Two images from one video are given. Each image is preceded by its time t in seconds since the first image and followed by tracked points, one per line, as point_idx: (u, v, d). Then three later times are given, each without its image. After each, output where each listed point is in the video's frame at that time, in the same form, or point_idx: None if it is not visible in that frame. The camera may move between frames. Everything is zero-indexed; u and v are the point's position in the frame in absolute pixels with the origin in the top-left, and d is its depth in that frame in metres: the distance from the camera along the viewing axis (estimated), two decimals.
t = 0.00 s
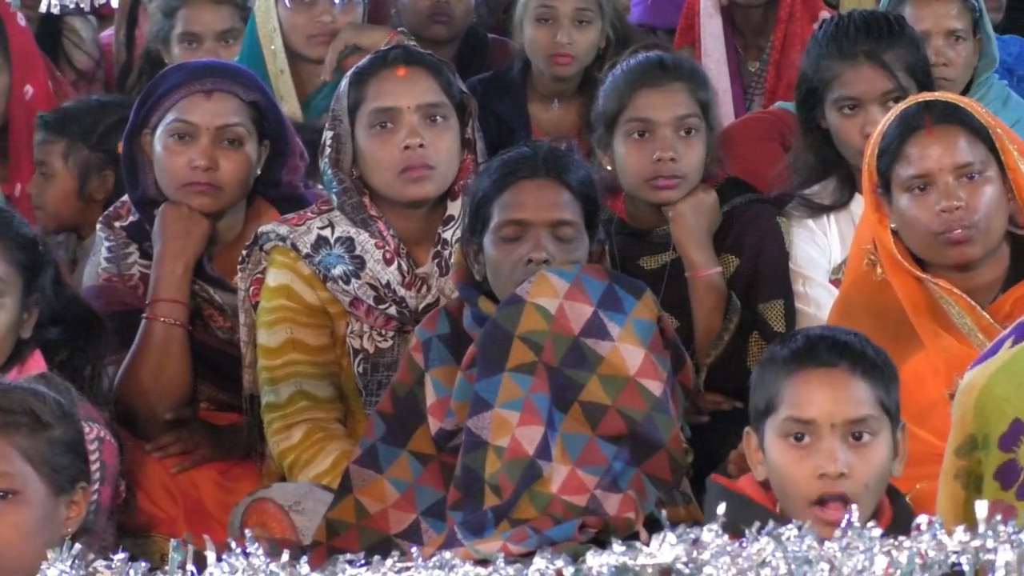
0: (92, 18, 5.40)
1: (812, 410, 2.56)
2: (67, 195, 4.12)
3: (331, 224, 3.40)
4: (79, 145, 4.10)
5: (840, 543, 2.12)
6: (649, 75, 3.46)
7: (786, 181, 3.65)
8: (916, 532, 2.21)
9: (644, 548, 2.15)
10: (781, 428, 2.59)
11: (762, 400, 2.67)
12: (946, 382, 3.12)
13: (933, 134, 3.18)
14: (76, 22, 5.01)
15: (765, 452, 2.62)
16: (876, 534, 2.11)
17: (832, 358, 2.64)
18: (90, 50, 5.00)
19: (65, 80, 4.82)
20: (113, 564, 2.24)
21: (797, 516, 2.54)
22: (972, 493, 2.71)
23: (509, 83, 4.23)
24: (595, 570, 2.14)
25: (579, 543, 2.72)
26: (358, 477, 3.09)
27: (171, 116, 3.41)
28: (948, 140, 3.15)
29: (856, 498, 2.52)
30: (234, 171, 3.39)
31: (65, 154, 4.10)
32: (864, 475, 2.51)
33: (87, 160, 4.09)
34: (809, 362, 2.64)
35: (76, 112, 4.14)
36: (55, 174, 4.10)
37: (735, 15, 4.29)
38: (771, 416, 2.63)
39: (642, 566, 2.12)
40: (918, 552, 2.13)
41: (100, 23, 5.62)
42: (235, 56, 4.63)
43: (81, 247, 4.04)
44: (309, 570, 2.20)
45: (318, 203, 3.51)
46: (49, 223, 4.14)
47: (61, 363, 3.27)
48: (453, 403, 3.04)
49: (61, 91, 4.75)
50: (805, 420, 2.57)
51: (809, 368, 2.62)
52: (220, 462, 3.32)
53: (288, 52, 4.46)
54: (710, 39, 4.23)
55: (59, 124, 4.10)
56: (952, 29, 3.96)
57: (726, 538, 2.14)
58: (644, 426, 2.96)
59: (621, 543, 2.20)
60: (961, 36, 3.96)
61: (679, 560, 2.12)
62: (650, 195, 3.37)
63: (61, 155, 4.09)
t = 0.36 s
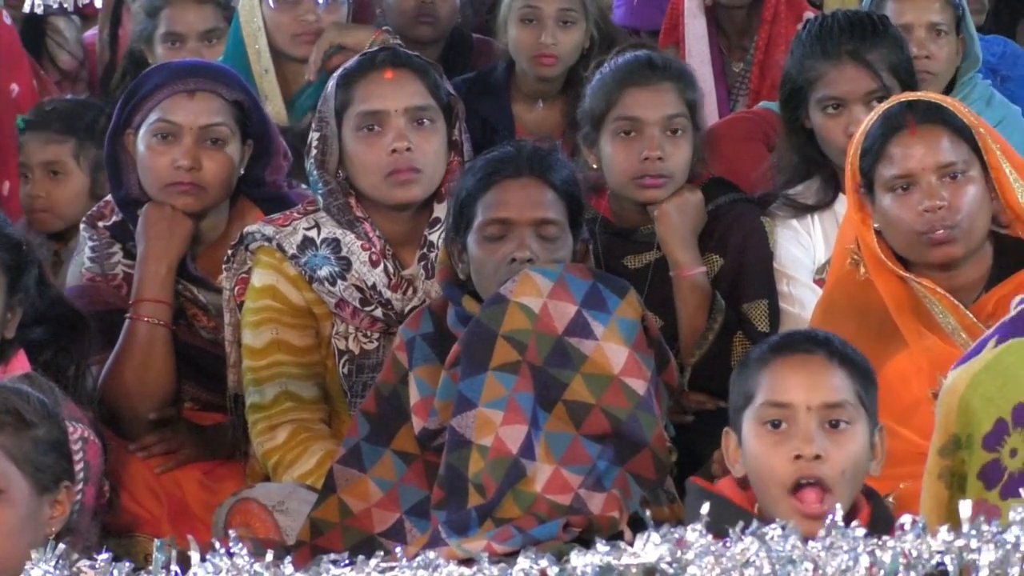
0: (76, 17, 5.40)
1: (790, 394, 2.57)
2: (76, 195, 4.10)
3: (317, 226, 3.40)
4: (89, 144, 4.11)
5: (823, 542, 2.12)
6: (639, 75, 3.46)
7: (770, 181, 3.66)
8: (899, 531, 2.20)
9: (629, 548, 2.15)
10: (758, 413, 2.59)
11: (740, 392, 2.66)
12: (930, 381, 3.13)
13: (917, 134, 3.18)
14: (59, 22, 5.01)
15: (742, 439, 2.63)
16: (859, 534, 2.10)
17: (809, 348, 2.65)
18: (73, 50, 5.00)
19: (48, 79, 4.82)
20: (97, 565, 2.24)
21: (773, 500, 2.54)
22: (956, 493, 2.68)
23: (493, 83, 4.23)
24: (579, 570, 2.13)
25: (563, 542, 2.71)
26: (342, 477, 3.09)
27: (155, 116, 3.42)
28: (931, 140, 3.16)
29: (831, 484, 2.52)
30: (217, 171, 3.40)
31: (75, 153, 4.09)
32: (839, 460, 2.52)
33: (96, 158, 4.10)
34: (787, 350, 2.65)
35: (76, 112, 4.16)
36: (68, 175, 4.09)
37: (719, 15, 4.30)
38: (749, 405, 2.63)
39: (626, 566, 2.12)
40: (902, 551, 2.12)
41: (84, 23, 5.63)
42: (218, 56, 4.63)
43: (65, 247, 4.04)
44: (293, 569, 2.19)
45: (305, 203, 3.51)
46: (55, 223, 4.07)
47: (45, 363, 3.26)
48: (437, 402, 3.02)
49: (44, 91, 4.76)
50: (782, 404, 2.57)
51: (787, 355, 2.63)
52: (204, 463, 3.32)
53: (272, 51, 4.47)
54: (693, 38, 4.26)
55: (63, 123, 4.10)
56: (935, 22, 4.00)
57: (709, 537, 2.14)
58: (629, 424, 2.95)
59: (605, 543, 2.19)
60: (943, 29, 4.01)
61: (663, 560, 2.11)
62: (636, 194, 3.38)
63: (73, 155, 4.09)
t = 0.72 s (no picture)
0: (60, 17, 5.40)
1: (774, 393, 2.57)
2: (73, 193, 4.06)
3: (303, 225, 3.40)
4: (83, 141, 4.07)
5: (807, 543, 2.10)
6: (626, 75, 3.46)
7: (754, 181, 3.67)
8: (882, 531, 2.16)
9: (612, 548, 2.16)
10: (742, 412, 2.59)
11: (723, 394, 2.67)
12: (913, 381, 3.13)
13: (900, 134, 3.18)
14: (43, 23, 5.02)
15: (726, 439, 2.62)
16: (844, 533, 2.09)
17: (790, 349, 2.67)
18: (57, 49, 5.00)
19: (32, 80, 4.82)
20: (80, 565, 2.20)
21: (757, 500, 2.53)
22: (939, 493, 2.68)
23: (477, 83, 4.24)
24: (563, 570, 2.13)
25: (547, 543, 2.70)
26: (326, 477, 3.09)
27: (138, 117, 3.43)
28: (915, 140, 3.16)
29: (816, 482, 2.52)
30: (202, 172, 3.41)
31: (72, 150, 4.06)
32: (824, 458, 2.51)
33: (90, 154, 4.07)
34: (769, 351, 2.66)
35: (68, 112, 4.12)
36: (66, 172, 4.05)
37: (703, 15, 4.32)
38: (732, 406, 2.64)
39: (609, 565, 2.12)
40: (885, 551, 2.10)
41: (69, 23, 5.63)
42: (202, 56, 4.64)
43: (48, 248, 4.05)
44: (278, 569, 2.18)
45: (289, 203, 3.51)
46: (53, 220, 4.01)
47: (28, 364, 3.25)
48: (421, 403, 3.02)
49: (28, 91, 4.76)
50: (768, 403, 2.57)
51: (769, 356, 2.64)
52: (188, 463, 3.35)
53: (256, 52, 4.48)
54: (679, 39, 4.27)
55: (56, 119, 4.07)
56: (916, 19, 4.01)
57: (694, 538, 2.15)
58: (612, 425, 2.94)
59: (589, 542, 2.19)
60: (924, 25, 4.02)
61: (647, 560, 2.12)
62: (622, 194, 3.37)
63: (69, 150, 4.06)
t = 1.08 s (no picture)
0: (44, 18, 5.40)
1: (779, 414, 2.51)
2: (51, 193, 4.04)
3: (288, 224, 3.40)
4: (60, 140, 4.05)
5: (790, 543, 2.12)
6: (611, 74, 3.46)
7: (738, 181, 3.68)
8: (867, 531, 2.18)
9: (597, 548, 2.13)
10: (745, 432, 2.54)
11: (721, 406, 2.62)
12: (898, 382, 3.13)
13: (885, 134, 3.18)
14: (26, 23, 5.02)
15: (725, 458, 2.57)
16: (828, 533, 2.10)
17: (792, 365, 2.61)
18: (40, 50, 5.00)
19: (15, 80, 4.82)
20: (63, 565, 2.18)
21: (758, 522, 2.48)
22: (923, 492, 2.68)
23: (461, 83, 4.25)
24: (547, 570, 2.11)
25: (531, 543, 2.68)
26: (310, 477, 3.08)
27: (121, 117, 3.44)
28: (900, 140, 3.16)
29: (819, 506, 2.47)
30: (185, 172, 3.43)
31: (48, 150, 4.04)
32: (829, 480, 2.47)
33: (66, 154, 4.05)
34: (770, 367, 2.60)
35: (48, 111, 4.12)
36: (42, 172, 4.03)
37: (688, 15, 4.33)
38: (732, 422, 2.58)
39: (593, 565, 2.10)
40: (869, 550, 2.11)
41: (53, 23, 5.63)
42: (186, 56, 4.64)
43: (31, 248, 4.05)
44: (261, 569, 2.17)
45: (273, 203, 3.52)
46: (31, 220, 4.00)
47: (12, 363, 3.24)
48: (405, 403, 3.00)
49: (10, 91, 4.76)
50: (772, 425, 2.51)
51: (770, 373, 2.58)
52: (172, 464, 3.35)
53: (240, 52, 4.48)
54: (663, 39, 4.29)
55: (31, 119, 4.04)
56: (896, 15, 4.06)
57: (678, 537, 2.13)
58: (596, 425, 2.92)
59: (574, 542, 2.17)
60: (904, 22, 4.06)
61: (631, 560, 2.10)
62: (606, 194, 3.38)
63: (44, 150, 4.04)
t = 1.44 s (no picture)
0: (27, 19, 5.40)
1: (776, 442, 2.48)
2: (25, 196, 4.03)
3: (273, 224, 3.40)
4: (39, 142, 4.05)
5: (774, 542, 2.11)
6: (595, 75, 3.47)
7: (723, 181, 3.70)
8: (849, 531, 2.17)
9: (580, 548, 2.14)
10: (741, 458, 2.51)
11: (717, 426, 2.59)
12: (881, 382, 3.12)
13: (870, 134, 3.18)
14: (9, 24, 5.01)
15: (721, 479, 2.55)
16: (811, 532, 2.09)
17: (789, 387, 2.56)
18: (23, 50, 4.99)
19: None
20: (48, 566, 2.17)
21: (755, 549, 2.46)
22: (906, 493, 2.67)
23: (445, 83, 4.25)
24: (531, 570, 2.12)
25: (516, 543, 2.66)
26: (294, 478, 3.07)
27: (105, 118, 3.44)
28: (884, 140, 3.16)
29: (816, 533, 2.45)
30: (169, 173, 3.44)
31: (24, 152, 4.02)
32: (826, 508, 2.44)
33: (45, 157, 4.05)
34: (767, 391, 2.55)
35: (30, 112, 4.12)
36: (18, 174, 4.02)
37: (673, 15, 4.35)
38: (729, 445, 2.55)
39: (577, 565, 2.11)
40: (853, 550, 2.10)
41: (36, 24, 5.63)
42: (169, 57, 4.65)
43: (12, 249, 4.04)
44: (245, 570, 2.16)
45: (257, 203, 3.52)
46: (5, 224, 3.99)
47: None
48: (390, 404, 2.99)
49: None
50: (769, 453, 2.48)
51: (768, 397, 2.54)
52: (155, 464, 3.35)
53: (223, 52, 4.48)
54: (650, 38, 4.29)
55: (8, 121, 4.03)
56: (877, 16, 4.06)
57: (661, 537, 2.13)
58: (580, 425, 2.92)
59: (557, 543, 2.18)
60: (887, 22, 4.07)
61: (615, 560, 2.11)
62: (590, 193, 3.39)
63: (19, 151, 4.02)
